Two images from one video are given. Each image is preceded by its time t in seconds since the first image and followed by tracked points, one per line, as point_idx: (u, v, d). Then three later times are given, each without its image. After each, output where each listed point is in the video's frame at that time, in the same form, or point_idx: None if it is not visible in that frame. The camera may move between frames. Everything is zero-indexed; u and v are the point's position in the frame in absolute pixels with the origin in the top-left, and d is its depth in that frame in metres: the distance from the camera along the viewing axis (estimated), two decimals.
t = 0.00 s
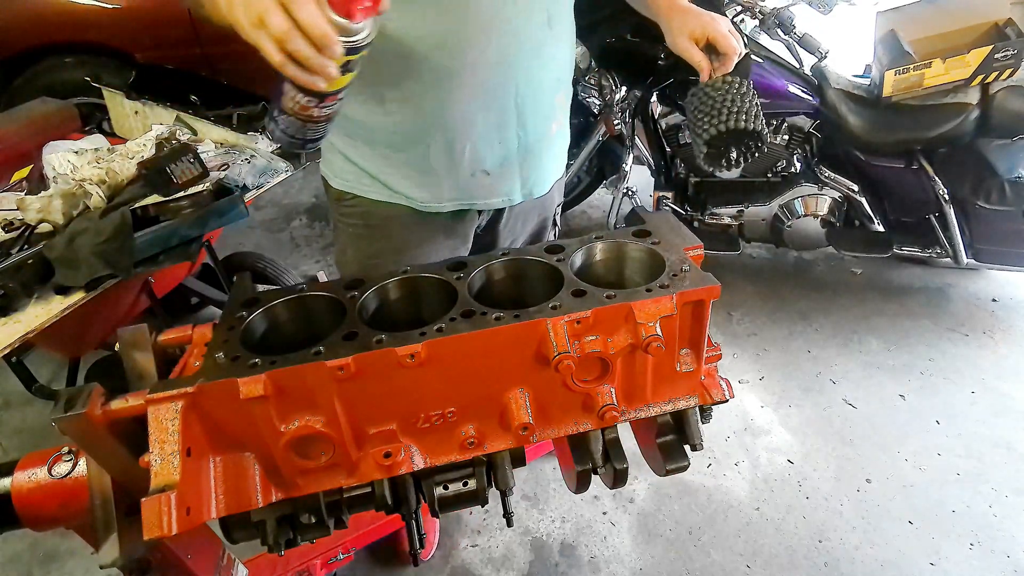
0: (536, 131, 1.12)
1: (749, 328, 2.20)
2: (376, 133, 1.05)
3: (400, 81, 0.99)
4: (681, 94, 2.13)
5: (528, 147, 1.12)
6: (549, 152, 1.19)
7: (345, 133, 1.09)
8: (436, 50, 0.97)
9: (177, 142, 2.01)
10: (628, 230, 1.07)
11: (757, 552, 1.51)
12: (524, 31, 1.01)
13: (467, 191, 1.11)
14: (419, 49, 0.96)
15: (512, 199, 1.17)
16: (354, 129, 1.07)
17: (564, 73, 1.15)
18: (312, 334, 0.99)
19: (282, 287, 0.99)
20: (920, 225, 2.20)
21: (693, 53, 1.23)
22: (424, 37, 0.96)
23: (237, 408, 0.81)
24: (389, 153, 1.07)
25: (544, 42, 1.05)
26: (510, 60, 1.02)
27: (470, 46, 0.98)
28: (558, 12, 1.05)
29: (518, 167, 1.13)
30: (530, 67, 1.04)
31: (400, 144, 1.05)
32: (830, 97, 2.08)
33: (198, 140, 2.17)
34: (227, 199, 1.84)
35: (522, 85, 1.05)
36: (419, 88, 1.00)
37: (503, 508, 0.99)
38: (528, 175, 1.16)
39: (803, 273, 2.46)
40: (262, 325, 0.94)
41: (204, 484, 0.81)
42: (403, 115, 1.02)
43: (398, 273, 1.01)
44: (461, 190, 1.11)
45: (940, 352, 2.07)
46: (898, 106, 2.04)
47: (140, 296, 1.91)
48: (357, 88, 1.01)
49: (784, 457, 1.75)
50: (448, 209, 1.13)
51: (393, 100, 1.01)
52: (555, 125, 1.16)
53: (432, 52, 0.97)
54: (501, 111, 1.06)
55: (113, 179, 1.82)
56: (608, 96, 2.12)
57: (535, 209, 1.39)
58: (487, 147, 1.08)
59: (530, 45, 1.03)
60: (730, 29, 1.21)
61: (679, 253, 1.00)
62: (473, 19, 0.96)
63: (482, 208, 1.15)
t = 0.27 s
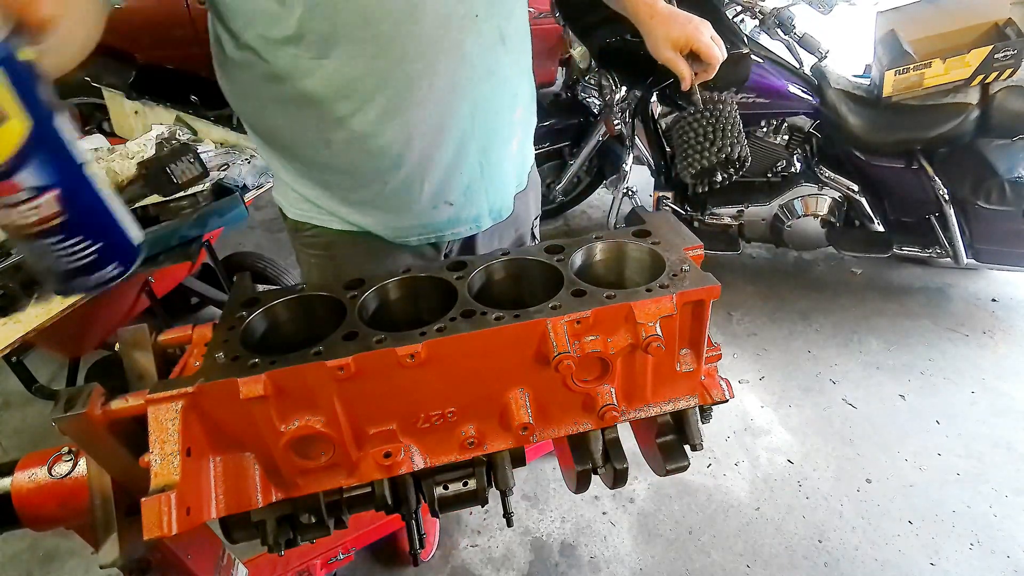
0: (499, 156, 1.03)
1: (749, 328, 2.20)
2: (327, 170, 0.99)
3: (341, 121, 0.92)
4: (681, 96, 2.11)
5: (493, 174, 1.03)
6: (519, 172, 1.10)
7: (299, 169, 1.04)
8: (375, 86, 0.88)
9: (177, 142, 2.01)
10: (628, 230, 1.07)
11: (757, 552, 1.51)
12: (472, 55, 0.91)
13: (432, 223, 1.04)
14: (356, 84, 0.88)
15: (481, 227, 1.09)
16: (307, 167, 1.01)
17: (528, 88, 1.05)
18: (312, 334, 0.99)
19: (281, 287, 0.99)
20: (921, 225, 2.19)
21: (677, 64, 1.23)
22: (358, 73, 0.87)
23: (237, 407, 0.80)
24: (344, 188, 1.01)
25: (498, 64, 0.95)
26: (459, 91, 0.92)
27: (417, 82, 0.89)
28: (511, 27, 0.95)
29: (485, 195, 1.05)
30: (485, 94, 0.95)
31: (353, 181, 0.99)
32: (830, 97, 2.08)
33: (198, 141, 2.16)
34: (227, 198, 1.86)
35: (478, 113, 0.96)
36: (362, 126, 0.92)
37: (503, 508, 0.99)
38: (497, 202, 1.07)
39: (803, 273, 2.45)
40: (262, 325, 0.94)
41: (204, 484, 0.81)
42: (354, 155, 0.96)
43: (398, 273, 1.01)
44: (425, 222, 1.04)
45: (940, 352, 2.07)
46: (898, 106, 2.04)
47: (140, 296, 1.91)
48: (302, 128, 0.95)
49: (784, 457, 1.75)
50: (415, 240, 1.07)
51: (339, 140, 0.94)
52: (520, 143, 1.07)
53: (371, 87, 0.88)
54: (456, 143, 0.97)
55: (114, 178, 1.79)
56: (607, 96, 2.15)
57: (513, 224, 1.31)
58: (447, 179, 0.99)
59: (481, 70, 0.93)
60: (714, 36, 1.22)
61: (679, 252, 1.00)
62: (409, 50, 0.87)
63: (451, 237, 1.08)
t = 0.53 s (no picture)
0: (472, 167, 1.03)
1: (749, 328, 2.20)
2: (300, 202, 0.98)
3: (314, 155, 0.91)
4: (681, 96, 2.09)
5: (467, 184, 1.04)
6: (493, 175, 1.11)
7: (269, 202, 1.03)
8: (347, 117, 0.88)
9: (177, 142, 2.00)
10: (628, 230, 1.07)
11: (757, 552, 1.51)
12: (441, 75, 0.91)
13: (412, 239, 1.05)
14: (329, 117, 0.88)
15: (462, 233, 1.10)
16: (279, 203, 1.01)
17: (492, 94, 1.05)
18: (312, 335, 0.99)
19: (281, 287, 0.99)
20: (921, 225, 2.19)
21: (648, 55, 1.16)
22: (329, 108, 0.87)
23: (237, 408, 0.81)
24: (319, 217, 1.01)
25: (465, 78, 0.95)
26: (429, 112, 0.93)
27: (387, 109, 0.89)
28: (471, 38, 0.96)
29: (463, 203, 1.06)
30: (452, 110, 0.95)
31: (329, 210, 0.98)
32: (830, 97, 2.08)
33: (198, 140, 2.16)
34: (227, 199, 1.85)
35: (449, 130, 0.96)
36: (337, 158, 0.92)
37: (503, 508, 0.99)
38: (475, 207, 1.08)
39: (803, 273, 2.46)
40: (262, 325, 0.94)
41: (204, 484, 0.81)
42: (328, 189, 0.95)
43: (398, 273, 1.01)
44: (406, 237, 1.05)
45: (940, 352, 2.07)
46: (898, 106, 2.04)
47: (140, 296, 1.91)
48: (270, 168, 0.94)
49: (783, 457, 1.75)
50: (398, 254, 1.08)
51: (313, 175, 0.93)
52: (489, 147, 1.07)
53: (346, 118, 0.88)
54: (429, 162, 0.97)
55: (113, 179, 1.79)
56: (607, 96, 2.12)
57: (495, 220, 1.30)
58: (424, 196, 1.00)
59: (449, 86, 0.93)
60: (679, 24, 1.16)
61: (679, 253, 1.00)
62: (378, 77, 0.87)
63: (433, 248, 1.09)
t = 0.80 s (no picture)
0: (460, 165, 1.03)
1: (749, 329, 2.20)
2: (287, 211, 0.97)
3: (302, 166, 0.90)
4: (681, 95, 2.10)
5: (455, 182, 1.04)
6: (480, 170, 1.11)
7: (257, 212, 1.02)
8: (332, 126, 0.87)
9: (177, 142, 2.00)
10: (628, 230, 1.07)
11: (757, 553, 1.51)
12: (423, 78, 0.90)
13: (403, 239, 1.05)
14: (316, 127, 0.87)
15: (454, 229, 1.10)
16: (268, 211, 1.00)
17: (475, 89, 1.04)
18: (312, 335, 0.99)
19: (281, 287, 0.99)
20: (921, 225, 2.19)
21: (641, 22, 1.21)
22: (314, 118, 0.86)
23: (237, 408, 0.81)
24: (308, 224, 1.00)
25: (448, 79, 0.94)
26: (415, 116, 0.92)
27: (374, 116, 0.88)
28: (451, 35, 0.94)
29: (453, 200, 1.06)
30: (437, 111, 0.95)
31: (318, 217, 0.98)
32: (831, 97, 2.08)
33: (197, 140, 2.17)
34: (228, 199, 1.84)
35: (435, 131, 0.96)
36: (326, 167, 0.91)
37: (503, 508, 0.99)
38: (465, 203, 1.08)
39: (803, 273, 2.46)
40: (262, 325, 0.94)
41: (204, 484, 0.81)
42: (318, 197, 0.94)
43: (398, 273, 1.01)
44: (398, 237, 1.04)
45: (940, 352, 2.07)
46: (898, 106, 2.04)
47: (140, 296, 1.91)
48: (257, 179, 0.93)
49: (784, 457, 1.75)
50: (391, 255, 1.08)
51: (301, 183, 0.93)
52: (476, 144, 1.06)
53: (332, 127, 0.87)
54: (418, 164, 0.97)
55: (113, 179, 1.79)
56: (607, 96, 2.10)
57: (483, 213, 1.29)
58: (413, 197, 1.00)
59: (433, 87, 0.92)
60: None
61: (679, 253, 1.00)
62: (361, 84, 0.85)
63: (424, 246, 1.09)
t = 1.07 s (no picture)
0: (456, 164, 1.04)
1: (749, 329, 2.20)
2: (284, 212, 0.98)
3: (299, 168, 0.91)
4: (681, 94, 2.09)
5: (451, 181, 1.05)
6: (476, 169, 1.12)
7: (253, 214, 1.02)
8: (327, 128, 0.87)
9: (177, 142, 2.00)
10: (628, 230, 1.07)
11: (757, 552, 1.51)
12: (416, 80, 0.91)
13: (400, 239, 1.05)
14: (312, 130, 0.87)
15: (450, 228, 1.11)
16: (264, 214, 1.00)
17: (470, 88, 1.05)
18: (312, 335, 0.99)
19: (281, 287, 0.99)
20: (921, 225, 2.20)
21: None
22: (308, 121, 0.86)
23: (237, 408, 0.81)
24: (305, 225, 1.01)
25: (442, 78, 0.94)
26: (411, 116, 0.92)
27: (371, 117, 0.89)
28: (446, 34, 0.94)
29: (449, 199, 1.07)
30: (431, 111, 0.95)
31: (315, 218, 0.98)
32: (830, 97, 2.08)
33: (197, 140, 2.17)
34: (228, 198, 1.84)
35: (429, 130, 0.96)
36: (323, 169, 0.91)
37: (503, 508, 0.99)
38: (461, 202, 1.09)
39: (803, 273, 2.46)
40: (262, 325, 0.94)
41: (204, 484, 0.81)
42: (314, 199, 0.95)
43: (398, 273, 1.01)
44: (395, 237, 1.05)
45: (940, 352, 2.07)
46: (898, 106, 2.04)
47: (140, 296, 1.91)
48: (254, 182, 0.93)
49: (784, 457, 1.75)
50: (387, 255, 1.08)
51: (297, 185, 0.93)
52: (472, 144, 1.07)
53: (328, 130, 0.87)
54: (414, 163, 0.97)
55: (113, 179, 1.80)
56: (608, 96, 2.12)
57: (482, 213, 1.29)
58: (410, 195, 1.00)
59: (428, 87, 0.93)
60: None
61: (679, 253, 1.00)
62: (356, 86, 0.85)
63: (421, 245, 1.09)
